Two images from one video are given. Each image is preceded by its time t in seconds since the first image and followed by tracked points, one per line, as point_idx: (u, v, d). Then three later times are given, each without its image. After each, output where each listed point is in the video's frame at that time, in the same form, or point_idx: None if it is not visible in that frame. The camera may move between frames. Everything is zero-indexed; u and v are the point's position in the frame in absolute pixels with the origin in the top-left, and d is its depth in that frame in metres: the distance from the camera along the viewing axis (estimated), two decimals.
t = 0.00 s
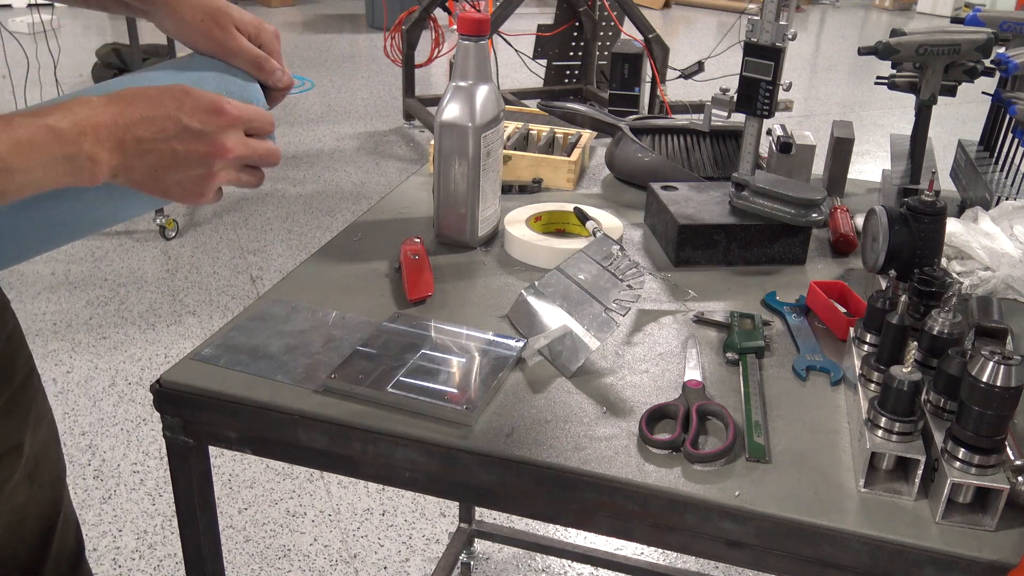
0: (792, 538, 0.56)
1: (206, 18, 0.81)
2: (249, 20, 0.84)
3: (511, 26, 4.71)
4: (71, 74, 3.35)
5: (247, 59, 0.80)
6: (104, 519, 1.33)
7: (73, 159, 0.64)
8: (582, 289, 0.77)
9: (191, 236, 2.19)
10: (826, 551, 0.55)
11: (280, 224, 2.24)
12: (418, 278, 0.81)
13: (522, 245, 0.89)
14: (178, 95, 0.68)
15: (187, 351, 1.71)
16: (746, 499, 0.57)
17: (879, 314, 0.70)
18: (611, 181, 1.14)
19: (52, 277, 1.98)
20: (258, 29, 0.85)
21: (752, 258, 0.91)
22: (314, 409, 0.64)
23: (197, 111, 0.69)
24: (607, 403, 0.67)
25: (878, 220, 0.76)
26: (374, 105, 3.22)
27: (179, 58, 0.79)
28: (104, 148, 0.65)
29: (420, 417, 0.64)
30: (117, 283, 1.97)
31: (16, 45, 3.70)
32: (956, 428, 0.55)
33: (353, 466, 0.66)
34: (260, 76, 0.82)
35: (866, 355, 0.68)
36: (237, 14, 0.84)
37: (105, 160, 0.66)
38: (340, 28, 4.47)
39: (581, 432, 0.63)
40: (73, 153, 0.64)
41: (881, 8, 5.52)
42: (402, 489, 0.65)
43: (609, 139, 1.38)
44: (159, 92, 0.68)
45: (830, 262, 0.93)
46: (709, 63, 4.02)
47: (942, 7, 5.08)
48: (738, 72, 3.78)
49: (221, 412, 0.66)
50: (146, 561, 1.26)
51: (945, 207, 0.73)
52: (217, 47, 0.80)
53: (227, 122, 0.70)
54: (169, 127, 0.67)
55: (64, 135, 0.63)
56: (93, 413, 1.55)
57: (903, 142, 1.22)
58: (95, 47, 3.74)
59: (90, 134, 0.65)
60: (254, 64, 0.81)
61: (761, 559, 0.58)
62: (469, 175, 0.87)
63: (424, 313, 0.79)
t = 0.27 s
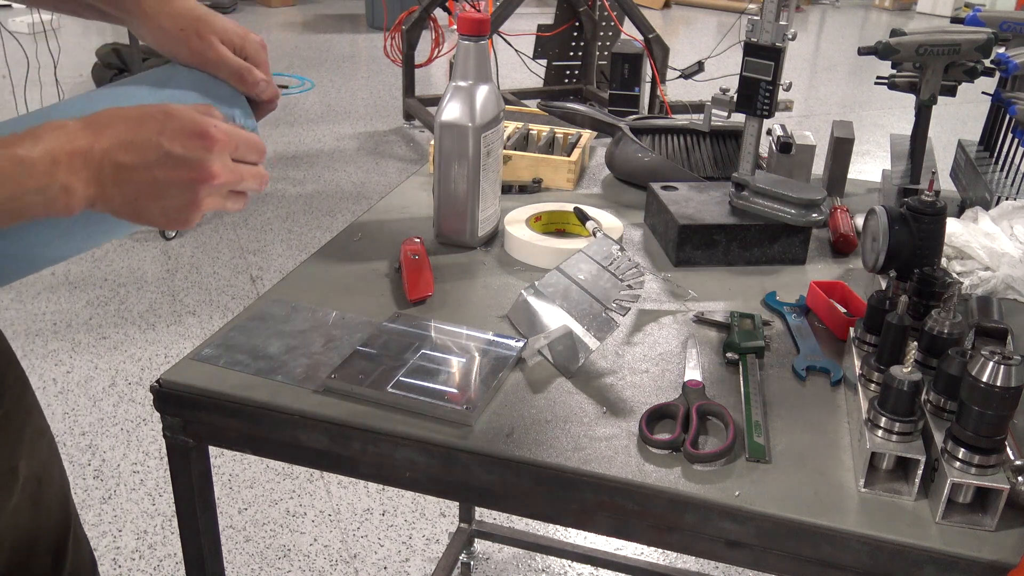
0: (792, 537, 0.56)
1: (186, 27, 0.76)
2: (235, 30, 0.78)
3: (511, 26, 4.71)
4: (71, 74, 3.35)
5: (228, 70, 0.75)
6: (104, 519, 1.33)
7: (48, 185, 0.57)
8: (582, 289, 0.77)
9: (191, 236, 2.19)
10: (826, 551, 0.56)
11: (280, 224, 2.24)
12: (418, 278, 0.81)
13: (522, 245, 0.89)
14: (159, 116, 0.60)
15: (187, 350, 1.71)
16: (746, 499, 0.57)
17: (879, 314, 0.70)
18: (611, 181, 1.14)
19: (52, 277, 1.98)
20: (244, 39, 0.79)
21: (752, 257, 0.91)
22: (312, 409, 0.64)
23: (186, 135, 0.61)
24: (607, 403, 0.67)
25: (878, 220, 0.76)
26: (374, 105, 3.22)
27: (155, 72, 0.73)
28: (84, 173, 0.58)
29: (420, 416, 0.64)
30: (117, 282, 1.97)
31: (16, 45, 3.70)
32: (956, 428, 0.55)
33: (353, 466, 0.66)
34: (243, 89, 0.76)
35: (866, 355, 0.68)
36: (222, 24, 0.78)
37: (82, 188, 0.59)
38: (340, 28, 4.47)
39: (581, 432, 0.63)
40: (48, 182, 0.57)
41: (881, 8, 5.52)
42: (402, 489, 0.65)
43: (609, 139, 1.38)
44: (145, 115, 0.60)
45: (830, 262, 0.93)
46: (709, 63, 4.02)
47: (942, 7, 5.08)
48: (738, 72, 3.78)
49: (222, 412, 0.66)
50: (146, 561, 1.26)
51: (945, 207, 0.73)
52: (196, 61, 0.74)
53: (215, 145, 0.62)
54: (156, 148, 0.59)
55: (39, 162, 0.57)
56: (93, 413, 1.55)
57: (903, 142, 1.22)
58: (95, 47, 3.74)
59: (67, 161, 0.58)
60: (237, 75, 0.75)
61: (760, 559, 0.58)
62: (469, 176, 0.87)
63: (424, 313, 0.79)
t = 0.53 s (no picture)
0: (792, 538, 0.56)
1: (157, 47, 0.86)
2: (204, 48, 0.89)
3: (511, 26, 4.71)
4: (71, 74, 3.35)
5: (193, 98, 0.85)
6: (104, 519, 1.33)
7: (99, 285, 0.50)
8: (582, 289, 0.77)
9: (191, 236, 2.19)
10: (826, 551, 0.56)
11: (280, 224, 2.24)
12: (418, 278, 0.81)
13: (522, 245, 0.89)
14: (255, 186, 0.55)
15: (187, 350, 1.71)
16: (746, 499, 0.57)
17: (879, 314, 0.70)
18: (611, 181, 1.14)
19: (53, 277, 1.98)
20: (216, 60, 0.90)
21: (752, 257, 0.91)
22: (312, 409, 0.64)
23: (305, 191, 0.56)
24: (607, 403, 0.67)
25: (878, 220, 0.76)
26: (374, 105, 3.22)
27: (133, 93, 0.85)
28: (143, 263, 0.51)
29: (421, 416, 0.64)
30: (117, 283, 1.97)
31: (16, 45, 3.70)
32: (956, 428, 0.55)
33: (353, 466, 0.66)
34: (205, 118, 0.86)
35: (866, 355, 0.67)
36: (191, 43, 0.88)
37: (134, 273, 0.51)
38: (340, 28, 4.47)
39: (581, 432, 0.63)
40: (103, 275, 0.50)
41: (881, 8, 5.52)
42: (402, 489, 0.65)
43: (609, 138, 1.38)
44: (210, 193, 0.55)
45: (830, 262, 0.93)
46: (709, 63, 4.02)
47: (942, 7, 5.09)
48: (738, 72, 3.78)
49: (222, 412, 0.66)
50: (146, 561, 1.26)
51: (945, 207, 0.73)
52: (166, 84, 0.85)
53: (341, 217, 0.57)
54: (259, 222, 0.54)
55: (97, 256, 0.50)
56: (93, 413, 1.55)
57: (903, 142, 1.22)
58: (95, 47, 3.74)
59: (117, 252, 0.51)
60: (200, 103, 0.85)
61: (760, 559, 0.58)
62: (470, 176, 0.87)
63: (424, 313, 0.79)
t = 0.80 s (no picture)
0: (792, 537, 0.56)
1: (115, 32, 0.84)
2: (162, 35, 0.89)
3: (511, 26, 4.71)
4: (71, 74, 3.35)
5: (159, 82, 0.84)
6: (104, 519, 1.33)
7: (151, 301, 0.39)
8: (582, 288, 0.77)
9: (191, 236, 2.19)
10: (826, 551, 0.56)
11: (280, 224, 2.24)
12: (417, 278, 0.81)
13: (522, 245, 0.89)
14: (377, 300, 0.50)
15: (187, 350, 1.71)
16: (746, 499, 0.57)
17: (880, 315, 0.70)
18: (611, 181, 1.14)
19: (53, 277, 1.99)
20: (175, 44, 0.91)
21: (752, 257, 0.91)
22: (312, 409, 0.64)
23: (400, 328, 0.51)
24: (607, 403, 0.67)
25: (878, 220, 0.76)
26: (374, 105, 3.22)
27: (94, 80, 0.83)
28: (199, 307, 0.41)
29: (421, 417, 0.64)
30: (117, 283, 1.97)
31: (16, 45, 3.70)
32: (956, 428, 0.55)
33: (353, 466, 0.66)
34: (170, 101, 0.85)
35: (866, 356, 0.67)
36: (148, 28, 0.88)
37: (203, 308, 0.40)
38: (340, 28, 4.47)
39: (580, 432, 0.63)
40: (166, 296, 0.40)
41: (881, 8, 5.51)
42: (402, 489, 0.65)
43: (609, 138, 1.38)
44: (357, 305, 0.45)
45: (830, 262, 0.93)
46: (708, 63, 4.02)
47: (942, 7, 5.09)
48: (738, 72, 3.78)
49: (221, 412, 0.66)
50: (146, 561, 1.26)
51: (945, 207, 0.73)
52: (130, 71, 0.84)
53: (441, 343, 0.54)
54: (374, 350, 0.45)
55: (175, 278, 0.39)
56: (93, 413, 1.55)
57: (903, 142, 1.22)
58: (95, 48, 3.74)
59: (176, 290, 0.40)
60: (167, 86, 0.84)
61: (760, 559, 0.58)
62: (469, 176, 0.87)
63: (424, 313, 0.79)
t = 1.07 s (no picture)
0: (792, 537, 0.56)
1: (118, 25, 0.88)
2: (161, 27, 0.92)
3: (511, 26, 4.71)
4: (71, 74, 3.35)
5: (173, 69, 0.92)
6: (104, 519, 1.33)
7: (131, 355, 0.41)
8: (582, 289, 0.77)
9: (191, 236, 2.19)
10: (826, 551, 0.56)
11: (280, 224, 2.24)
12: (418, 278, 0.82)
13: (522, 245, 0.89)
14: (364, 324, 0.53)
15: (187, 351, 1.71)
16: (746, 499, 0.57)
17: (880, 315, 0.70)
18: (611, 181, 1.14)
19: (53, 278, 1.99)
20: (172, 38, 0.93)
21: (752, 257, 0.91)
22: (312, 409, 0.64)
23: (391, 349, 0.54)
24: (607, 403, 0.67)
25: (878, 220, 0.76)
26: (374, 105, 3.22)
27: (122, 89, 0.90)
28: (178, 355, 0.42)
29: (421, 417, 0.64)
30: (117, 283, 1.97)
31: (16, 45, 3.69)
32: (955, 428, 0.55)
33: (353, 466, 0.66)
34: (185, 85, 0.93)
35: (866, 356, 0.67)
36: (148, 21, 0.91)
37: (186, 355, 0.42)
38: (340, 28, 4.47)
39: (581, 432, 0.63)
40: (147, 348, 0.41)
41: (880, 8, 5.51)
42: (402, 489, 0.65)
43: (609, 138, 1.39)
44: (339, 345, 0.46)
45: (830, 262, 0.93)
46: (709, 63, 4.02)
47: (942, 7, 5.09)
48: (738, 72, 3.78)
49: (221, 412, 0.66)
50: (146, 561, 1.26)
51: (945, 207, 0.73)
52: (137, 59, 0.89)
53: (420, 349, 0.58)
54: (359, 383, 0.47)
55: (152, 332, 0.41)
56: (93, 413, 1.55)
57: (903, 142, 1.22)
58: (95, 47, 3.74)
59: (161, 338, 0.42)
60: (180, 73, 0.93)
61: (760, 559, 0.58)
62: (469, 176, 0.87)
63: (424, 313, 0.79)
